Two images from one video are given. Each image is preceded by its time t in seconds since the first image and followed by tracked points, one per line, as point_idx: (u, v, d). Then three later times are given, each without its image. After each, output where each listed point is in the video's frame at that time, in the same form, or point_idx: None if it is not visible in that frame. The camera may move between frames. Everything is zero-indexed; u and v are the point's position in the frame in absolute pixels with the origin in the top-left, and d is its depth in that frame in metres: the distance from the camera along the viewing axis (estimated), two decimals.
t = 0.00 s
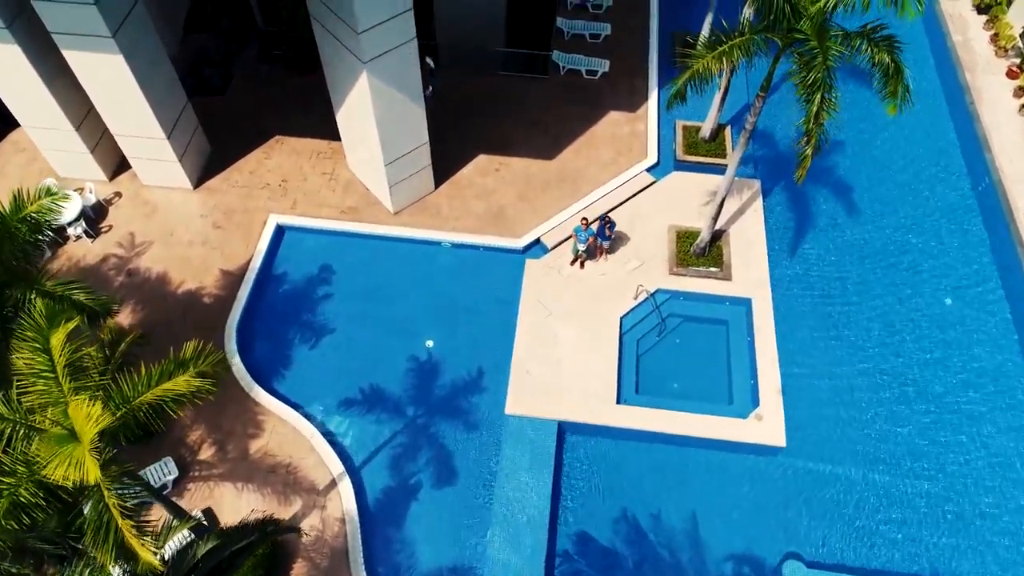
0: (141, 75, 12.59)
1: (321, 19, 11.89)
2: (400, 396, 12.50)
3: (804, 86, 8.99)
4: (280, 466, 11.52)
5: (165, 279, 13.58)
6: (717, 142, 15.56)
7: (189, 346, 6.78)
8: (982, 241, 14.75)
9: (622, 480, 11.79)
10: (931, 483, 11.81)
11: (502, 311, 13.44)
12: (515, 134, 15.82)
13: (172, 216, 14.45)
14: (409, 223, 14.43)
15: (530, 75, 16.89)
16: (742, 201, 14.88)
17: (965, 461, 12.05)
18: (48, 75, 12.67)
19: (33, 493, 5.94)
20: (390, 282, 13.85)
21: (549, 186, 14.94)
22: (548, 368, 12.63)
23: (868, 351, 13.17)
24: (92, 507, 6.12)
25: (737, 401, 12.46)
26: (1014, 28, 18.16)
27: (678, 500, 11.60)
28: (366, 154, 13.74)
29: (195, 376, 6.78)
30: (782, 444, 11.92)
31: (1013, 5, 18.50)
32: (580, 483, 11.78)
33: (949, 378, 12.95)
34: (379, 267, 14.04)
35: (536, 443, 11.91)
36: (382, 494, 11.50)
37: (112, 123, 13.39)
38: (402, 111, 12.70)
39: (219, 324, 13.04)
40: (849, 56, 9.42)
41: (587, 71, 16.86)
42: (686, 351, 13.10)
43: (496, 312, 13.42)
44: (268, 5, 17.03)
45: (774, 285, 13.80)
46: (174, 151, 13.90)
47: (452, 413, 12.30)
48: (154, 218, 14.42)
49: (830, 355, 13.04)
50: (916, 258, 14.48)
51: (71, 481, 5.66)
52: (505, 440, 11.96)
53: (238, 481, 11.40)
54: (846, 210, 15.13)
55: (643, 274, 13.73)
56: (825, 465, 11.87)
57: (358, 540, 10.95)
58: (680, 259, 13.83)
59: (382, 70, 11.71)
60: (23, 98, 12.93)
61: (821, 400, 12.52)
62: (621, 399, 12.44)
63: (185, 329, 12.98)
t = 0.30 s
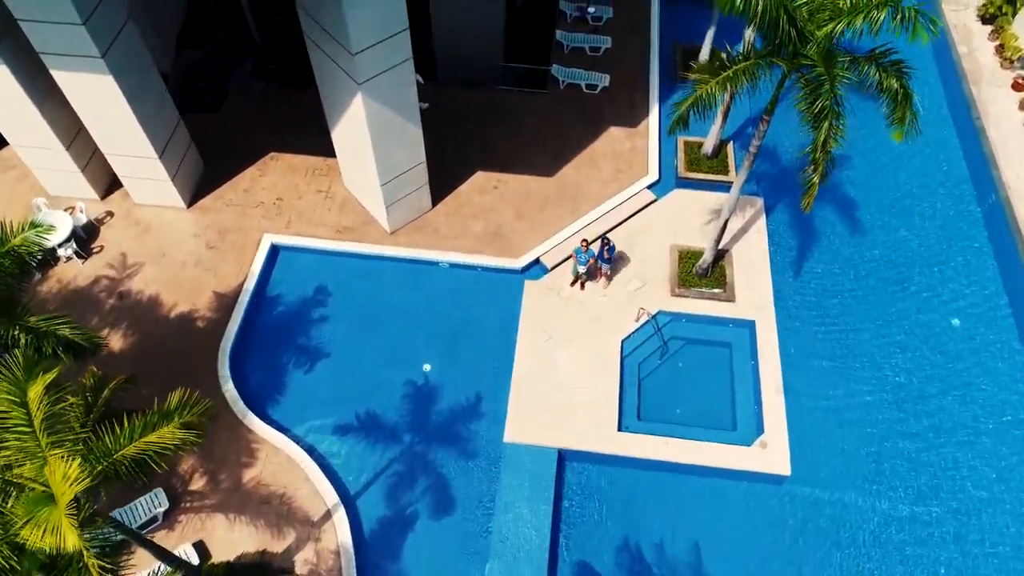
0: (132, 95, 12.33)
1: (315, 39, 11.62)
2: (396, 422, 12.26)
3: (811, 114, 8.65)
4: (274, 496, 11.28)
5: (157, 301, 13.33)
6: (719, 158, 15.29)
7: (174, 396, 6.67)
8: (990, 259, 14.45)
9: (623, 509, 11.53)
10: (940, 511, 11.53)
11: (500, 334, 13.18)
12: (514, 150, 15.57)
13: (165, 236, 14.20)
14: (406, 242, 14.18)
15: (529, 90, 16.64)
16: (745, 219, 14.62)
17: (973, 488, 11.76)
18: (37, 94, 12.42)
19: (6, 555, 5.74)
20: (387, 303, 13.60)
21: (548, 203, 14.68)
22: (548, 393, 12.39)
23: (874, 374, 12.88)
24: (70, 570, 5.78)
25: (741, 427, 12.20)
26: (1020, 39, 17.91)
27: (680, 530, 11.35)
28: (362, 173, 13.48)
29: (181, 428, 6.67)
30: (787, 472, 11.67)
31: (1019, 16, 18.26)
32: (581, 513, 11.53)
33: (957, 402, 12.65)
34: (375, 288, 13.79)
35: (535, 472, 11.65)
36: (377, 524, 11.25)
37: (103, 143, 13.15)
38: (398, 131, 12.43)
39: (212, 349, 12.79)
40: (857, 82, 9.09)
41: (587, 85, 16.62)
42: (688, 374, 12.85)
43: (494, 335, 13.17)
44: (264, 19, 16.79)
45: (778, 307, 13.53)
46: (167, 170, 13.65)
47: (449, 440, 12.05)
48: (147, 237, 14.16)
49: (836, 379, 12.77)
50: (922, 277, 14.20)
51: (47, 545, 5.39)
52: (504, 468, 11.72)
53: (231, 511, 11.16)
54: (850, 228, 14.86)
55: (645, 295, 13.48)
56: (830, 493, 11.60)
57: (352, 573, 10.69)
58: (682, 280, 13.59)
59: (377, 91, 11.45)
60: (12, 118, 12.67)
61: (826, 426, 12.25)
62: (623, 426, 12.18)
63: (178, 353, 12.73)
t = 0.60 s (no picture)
0: (120, 119, 12.02)
1: (308, 63, 11.30)
2: (392, 455, 11.94)
3: (819, 148, 8.32)
4: (266, 534, 10.99)
5: (147, 328, 13.03)
6: (722, 179, 14.97)
7: (150, 463, 6.92)
8: (998, 282, 14.07)
9: (625, 546, 11.22)
10: (950, 548, 11.15)
11: (498, 362, 12.88)
12: (512, 170, 15.27)
13: (156, 260, 13.90)
14: (403, 267, 13.88)
15: (528, 107, 16.34)
16: (748, 242, 14.31)
17: (985, 523, 11.38)
18: (23, 118, 12.11)
19: None
20: (382, 330, 13.28)
21: (548, 226, 14.38)
22: (547, 425, 12.10)
23: (881, 403, 12.50)
24: None
25: (745, 460, 11.89)
26: None
27: (683, 568, 11.04)
28: (357, 198, 13.17)
29: (158, 495, 6.88)
30: (792, 508, 11.36)
31: None
32: (581, 549, 11.22)
33: (967, 431, 12.26)
34: (370, 314, 13.47)
35: (534, 507, 11.35)
36: (371, 563, 10.93)
37: (91, 167, 12.84)
38: (393, 156, 12.12)
39: (204, 379, 12.49)
40: (867, 114, 8.75)
41: (587, 103, 16.34)
42: (691, 404, 12.53)
43: (493, 364, 12.86)
44: (258, 35, 16.49)
45: (783, 333, 13.19)
46: (157, 194, 13.35)
47: (446, 474, 11.74)
48: (137, 262, 13.87)
49: (842, 409, 12.41)
50: (929, 300, 13.80)
51: None
52: (502, 503, 11.42)
53: (221, 550, 10.87)
54: (855, 249, 14.49)
55: (646, 322, 13.18)
56: (838, 529, 11.25)
57: None
58: (685, 306, 13.29)
59: (372, 117, 11.14)
60: None
61: (833, 459, 11.90)
62: (625, 459, 11.89)
63: (168, 383, 12.44)
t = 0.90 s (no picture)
0: (106, 143, 11.66)
1: (298, 87, 10.92)
2: (385, 492, 11.54)
3: (830, 182, 7.93)
4: None
5: (133, 357, 12.64)
6: (725, 200, 14.51)
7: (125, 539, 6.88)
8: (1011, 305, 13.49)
9: None
10: None
11: (496, 392, 12.50)
12: (510, 191, 14.89)
13: (143, 285, 13.51)
14: (398, 292, 13.49)
15: (527, 125, 15.98)
16: (753, 265, 13.91)
17: (999, 562, 10.90)
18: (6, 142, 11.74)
19: None
20: (376, 359, 12.89)
21: (547, 249, 14.01)
22: (546, 458, 11.72)
23: (890, 434, 12.00)
24: None
25: (751, 495, 11.50)
26: None
27: None
28: (350, 222, 12.80)
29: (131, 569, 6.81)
30: (800, 547, 10.95)
31: None
32: None
33: (980, 464, 11.77)
34: (364, 341, 13.08)
35: (532, 545, 10.95)
36: None
37: (76, 192, 12.48)
38: (387, 181, 11.75)
39: (192, 410, 12.11)
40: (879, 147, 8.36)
41: (587, 120, 15.98)
42: (695, 435, 12.13)
43: (490, 393, 12.48)
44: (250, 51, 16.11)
45: (789, 359, 12.76)
46: (145, 218, 12.98)
47: (441, 510, 11.34)
48: (124, 287, 13.48)
49: (850, 440, 11.95)
50: (940, 324, 13.26)
51: None
52: (499, 541, 11.02)
53: None
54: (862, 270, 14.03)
55: (648, 350, 12.82)
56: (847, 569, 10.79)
57: None
58: (688, 334, 12.90)
59: (364, 143, 10.77)
60: None
61: (842, 493, 11.47)
62: (627, 495, 11.50)
63: (155, 415, 12.05)
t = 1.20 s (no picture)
0: (87, 163, 11.24)
1: (286, 105, 10.48)
2: (379, 524, 11.08)
3: (845, 211, 7.53)
4: None
5: (117, 383, 12.19)
6: (729, 218, 14.01)
7: None
8: None
9: None
10: None
11: (493, 418, 12.05)
12: (508, 207, 14.48)
13: (129, 306, 13.08)
14: (392, 313, 13.06)
15: (525, 138, 15.57)
16: (759, 284, 13.47)
17: None
18: None
19: None
20: (369, 383, 12.45)
21: (546, 268, 13.59)
22: (546, 489, 11.28)
23: (903, 462, 11.56)
24: None
25: (758, 527, 11.03)
26: None
27: None
28: (342, 242, 12.37)
29: None
30: None
31: None
32: None
33: (997, 493, 11.29)
34: (357, 365, 12.64)
35: None
36: None
37: (57, 212, 12.07)
38: (379, 201, 11.32)
39: (177, 439, 11.66)
40: (896, 172, 7.95)
41: (587, 134, 15.57)
42: (699, 464, 11.66)
43: (487, 420, 12.03)
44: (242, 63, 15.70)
45: (796, 383, 12.33)
46: (129, 238, 12.57)
47: (436, 544, 10.88)
48: (109, 308, 13.05)
49: (861, 468, 11.50)
50: (951, 345, 12.82)
51: None
52: None
53: None
54: (870, 288, 13.60)
55: (650, 374, 12.39)
56: None
57: None
58: (692, 358, 12.48)
59: (355, 164, 10.34)
60: None
61: (853, 524, 11.02)
62: (629, 527, 11.04)
63: (139, 445, 11.59)
